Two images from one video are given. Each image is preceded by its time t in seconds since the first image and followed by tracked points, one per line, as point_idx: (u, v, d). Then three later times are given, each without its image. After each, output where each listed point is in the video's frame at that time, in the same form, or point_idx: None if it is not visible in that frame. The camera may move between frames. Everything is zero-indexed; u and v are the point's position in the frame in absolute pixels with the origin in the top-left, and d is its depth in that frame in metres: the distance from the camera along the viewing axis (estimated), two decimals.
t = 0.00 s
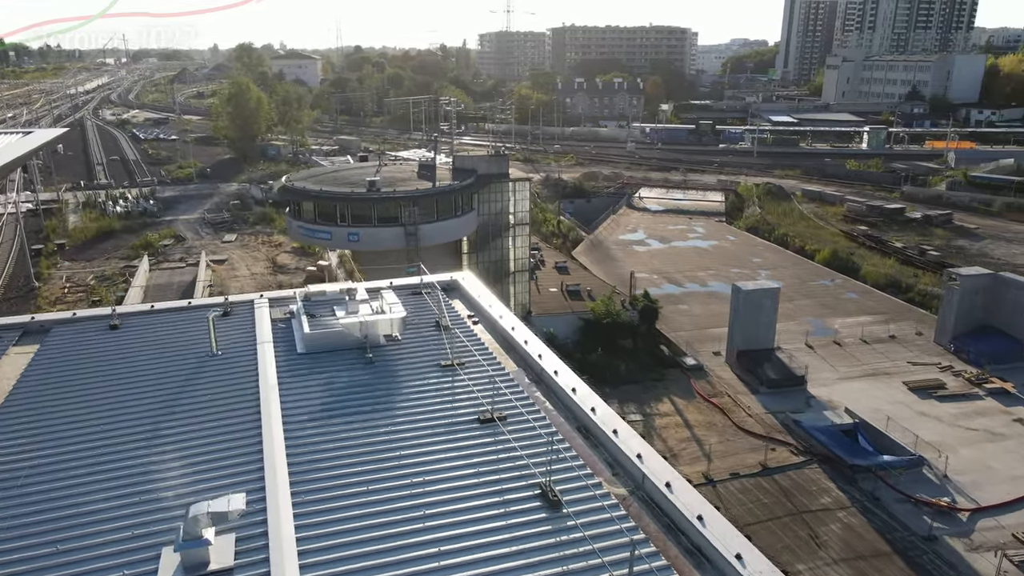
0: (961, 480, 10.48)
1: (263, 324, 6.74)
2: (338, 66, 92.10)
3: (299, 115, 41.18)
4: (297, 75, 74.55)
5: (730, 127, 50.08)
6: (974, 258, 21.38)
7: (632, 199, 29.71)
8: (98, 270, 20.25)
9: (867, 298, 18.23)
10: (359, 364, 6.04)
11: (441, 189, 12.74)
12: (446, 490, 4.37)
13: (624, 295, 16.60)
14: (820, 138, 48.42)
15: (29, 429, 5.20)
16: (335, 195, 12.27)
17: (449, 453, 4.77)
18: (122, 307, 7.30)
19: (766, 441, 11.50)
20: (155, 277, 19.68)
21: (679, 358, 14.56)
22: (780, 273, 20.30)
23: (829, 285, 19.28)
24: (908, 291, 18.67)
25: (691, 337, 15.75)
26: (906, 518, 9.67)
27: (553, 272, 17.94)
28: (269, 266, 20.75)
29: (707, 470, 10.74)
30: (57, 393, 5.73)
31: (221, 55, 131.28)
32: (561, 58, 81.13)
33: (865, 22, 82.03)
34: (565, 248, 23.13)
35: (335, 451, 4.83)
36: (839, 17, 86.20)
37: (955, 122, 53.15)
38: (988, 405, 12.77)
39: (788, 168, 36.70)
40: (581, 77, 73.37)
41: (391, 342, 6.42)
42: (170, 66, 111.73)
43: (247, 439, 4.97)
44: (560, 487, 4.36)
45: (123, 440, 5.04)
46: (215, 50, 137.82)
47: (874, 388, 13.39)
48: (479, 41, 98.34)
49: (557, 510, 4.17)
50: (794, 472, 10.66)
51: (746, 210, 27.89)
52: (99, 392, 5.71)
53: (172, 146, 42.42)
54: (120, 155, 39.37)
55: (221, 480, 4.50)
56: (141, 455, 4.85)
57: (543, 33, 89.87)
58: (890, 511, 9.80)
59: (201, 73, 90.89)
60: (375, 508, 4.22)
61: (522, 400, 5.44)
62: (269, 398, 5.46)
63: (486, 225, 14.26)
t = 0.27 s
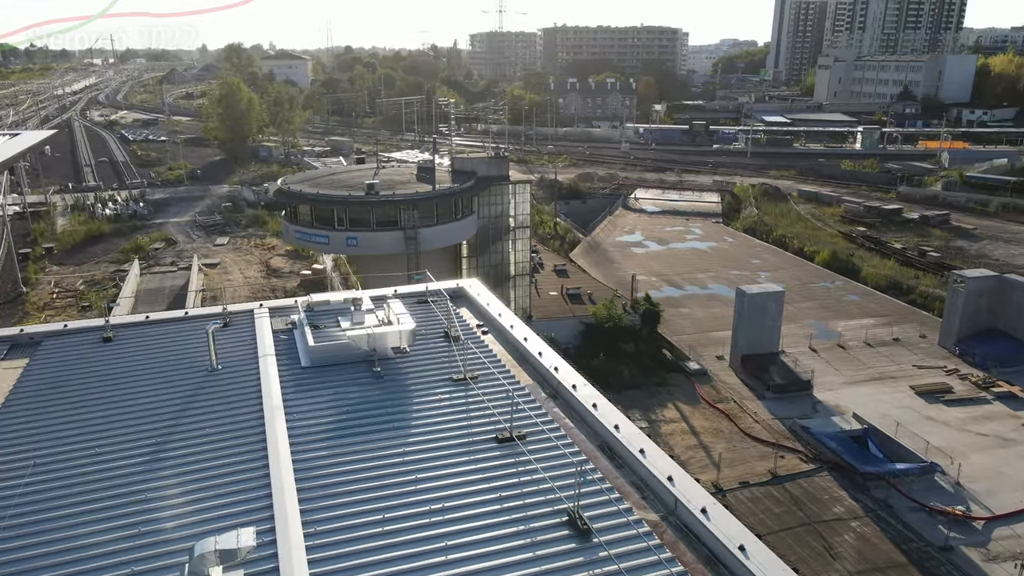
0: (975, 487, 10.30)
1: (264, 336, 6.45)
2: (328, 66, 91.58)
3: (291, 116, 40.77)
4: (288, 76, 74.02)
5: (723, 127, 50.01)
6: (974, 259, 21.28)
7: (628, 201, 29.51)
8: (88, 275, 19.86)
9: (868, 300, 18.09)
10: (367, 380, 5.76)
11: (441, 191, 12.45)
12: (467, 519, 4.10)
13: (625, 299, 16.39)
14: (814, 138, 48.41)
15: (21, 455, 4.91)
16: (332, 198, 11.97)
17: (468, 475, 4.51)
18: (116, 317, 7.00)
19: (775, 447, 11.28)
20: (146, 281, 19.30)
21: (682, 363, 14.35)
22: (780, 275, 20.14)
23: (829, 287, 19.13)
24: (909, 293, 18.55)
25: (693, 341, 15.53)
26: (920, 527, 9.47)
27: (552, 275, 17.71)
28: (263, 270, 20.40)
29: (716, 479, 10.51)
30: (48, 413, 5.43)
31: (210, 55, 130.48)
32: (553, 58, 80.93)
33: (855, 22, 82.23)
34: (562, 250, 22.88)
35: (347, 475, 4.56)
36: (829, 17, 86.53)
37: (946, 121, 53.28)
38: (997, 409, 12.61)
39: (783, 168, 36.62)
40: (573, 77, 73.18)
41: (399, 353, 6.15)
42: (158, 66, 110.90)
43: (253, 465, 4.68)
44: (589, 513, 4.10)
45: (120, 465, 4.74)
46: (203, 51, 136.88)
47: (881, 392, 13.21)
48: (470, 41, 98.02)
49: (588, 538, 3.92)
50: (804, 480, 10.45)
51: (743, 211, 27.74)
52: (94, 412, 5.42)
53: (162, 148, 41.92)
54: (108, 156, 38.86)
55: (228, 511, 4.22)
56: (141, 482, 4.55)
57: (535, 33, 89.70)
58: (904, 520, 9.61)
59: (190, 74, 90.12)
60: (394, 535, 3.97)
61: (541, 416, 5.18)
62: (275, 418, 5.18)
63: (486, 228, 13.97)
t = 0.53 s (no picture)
0: (988, 495, 10.10)
1: (264, 348, 6.16)
2: (319, 67, 91.01)
3: (283, 117, 40.35)
4: (278, 77, 73.48)
5: (717, 128, 49.89)
6: (973, 260, 21.18)
7: (624, 202, 29.30)
8: (76, 280, 19.45)
9: (870, 302, 17.94)
10: (374, 397, 5.48)
11: (440, 194, 12.17)
12: (487, 551, 3.82)
13: (625, 303, 16.15)
14: (807, 139, 48.36)
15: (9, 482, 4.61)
16: (329, 202, 11.66)
17: (487, 501, 4.25)
18: (107, 329, 6.69)
19: (783, 455, 11.06)
20: (136, 286, 18.92)
21: (685, 368, 14.12)
22: (779, 277, 19.97)
23: (830, 289, 18.96)
24: (910, 294, 18.40)
25: (695, 346, 15.31)
26: (935, 538, 9.27)
27: (551, 278, 17.46)
28: (256, 274, 20.05)
29: (725, 488, 10.27)
30: (38, 434, 5.13)
31: (199, 55, 129.55)
32: (545, 59, 80.71)
33: (845, 23, 82.37)
34: (559, 253, 22.62)
35: (358, 501, 4.28)
36: (819, 18, 86.70)
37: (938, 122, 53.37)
38: (1005, 414, 12.44)
39: (778, 169, 36.52)
40: (565, 77, 72.97)
41: (407, 367, 5.88)
42: (147, 67, 110.05)
43: (256, 493, 4.38)
44: (620, 543, 3.84)
45: (114, 494, 4.44)
46: (192, 51, 135.89)
47: (887, 397, 13.02)
48: (461, 41, 97.69)
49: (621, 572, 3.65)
50: (814, 489, 10.23)
51: (740, 212, 27.59)
52: (87, 433, 5.13)
53: (152, 150, 41.42)
54: (97, 158, 38.34)
55: (232, 544, 3.94)
56: (136, 512, 4.26)
57: (526, 34, 89.46)
58: (919, 531, 9.40)
59: (179, 74, 89.38)
60: (412, 571, 3.69)
61: (560, 435, 4.91)
62: (279, 440, 4.90)
63: (486, 231, 13.69)
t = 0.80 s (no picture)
0: (1001, 504, 9.91)
1: (262, 364, 5.86)
2: (309, 68, 90.51)
3: (274, 118, 39.94)
4: (268, 78, 72.93)
5: (710, 129, 49.76)
6: (972, 262, 21.07)
7: (620, 203, 29.07)
8: (64, 285, 19.05)
9: (871, 305, 17.77)
10: (380, 417, 5.19)
11: (438, 197, 11.89)
12: None
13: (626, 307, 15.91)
14: (800, 139, 48.33)
15: None
16: (325, 207, 11.37)
17: (506, 532, 3.98)
18: (97, 342, 6.38)
19: (791, 464, 10.84)
20: (125, 292, 18.52)
21: (688, 373, 13.89)
22: (779, 280, 19.79)
23: (831, 292, 18.78)
24: (911, 297, 18.25)
25: (697, 351, 15.08)
26: (950, 549, 9.06)
27: (549, 282, 17.20)
28: (248, 278, 19.70)
29: (734, 498, 10.02)
30: (22, 458, 4.83)
31: (187, 56, 128.60)
32: (536, 60, 80.51)
33: (835, 24, 82.52)
34: (556, 256, 22.36)
35: (368, 533, 4.00)
36: (810, 19, 86.93)
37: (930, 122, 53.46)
38: (1014, 420, 12.27)
39: (773, 170, 36.41)
40: (557, 78, 72.77)
41: (414, 384, 5.60)
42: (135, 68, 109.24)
43: (257, 524, 4.08)
44: None
45: (103, 527, 4.12)
46: (181, 52, 135.03)
47: (893, 402, 12.83)
48: (452, 42, 97.42)
49: None
50: (824, 498, 10.00)
51: (737, 214, 27.44)
52: (74, 457, 4.82)
53: (141, 151, 40.90)
54: (84, 160, 37.81)
55: None
56: (128, 546, 3.96)
57: (517, 35, 89.25)
58: (932, 542, 9.19)
59: (168, 75, 88.66)
60: None
61: (580, 458, 4.65)
62: (280, 464, 4.62)
63: (485, 235, 13.41)
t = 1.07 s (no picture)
0: (1015, 514, 9.70)
1: (259, 381, 5.54)
2: (300, 69, 90.00)
3: (265, 120, 39.53)
4: (259, 79, 72.44)
5: (704, 129, 49.63)
6: (972, 264, 20.93)
7: (616, 205, 28.83)
8: (52, 290, 18.65)
9: (873, 308, 17.58)
10: (385, 439, 4.89)
11: (437, 202, 11.60)
12: None
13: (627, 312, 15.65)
14: (795, 140, 48.26)
15: None
16: (320, 211, 11.06)
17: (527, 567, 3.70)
18: (83, 358, 6.05)
19: (799, 474, 10.59)
20: (114, 297, 18.14)
21: (690, 379, 13.63)
22: (779, 283, 19.59)
23: (832, 295, 18.59)
24: (912, 300, 18.08)
25: (699, 356, 14.84)
26: (965, 562, 8.84)
27: (548, 286, 16.93)
28: (240, 282, 19.35)
29: (743, 510, 9.76)
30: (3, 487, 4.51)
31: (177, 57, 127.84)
32: (529, 61, 80.30)
33: (826, 25, 82.63)
34: (553, 259, 22.08)
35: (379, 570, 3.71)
36: (801, 20, 87.09)
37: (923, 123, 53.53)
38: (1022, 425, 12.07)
39: (769, 171, 36.29)
40: (550, 79, 72.59)
41: (420, 403, 5.30)
42: (124, 69, 108.50)
43: (258, 561, 3.78)
44: None
45: (91, 565, 3.82)
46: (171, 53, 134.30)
47: (900, 409, 12.61)
48: (444, 43, 97.11)
49: None
50: (836, 509, 9.75)
51: (734, 216, 27.26)
52: (59, 485, 4.51)
53: (130, 153, 40.41)
54: (73, 163, 37.31)
55: None
56: None
57: (509, 36, 89.01)
58: (947, 554, 8.96)
59: (158, 76, 88.01)
60: None
61: (601, 484, 4.37)
62: (281, 492, 4.32)
63: (484, 239, 13.12)
